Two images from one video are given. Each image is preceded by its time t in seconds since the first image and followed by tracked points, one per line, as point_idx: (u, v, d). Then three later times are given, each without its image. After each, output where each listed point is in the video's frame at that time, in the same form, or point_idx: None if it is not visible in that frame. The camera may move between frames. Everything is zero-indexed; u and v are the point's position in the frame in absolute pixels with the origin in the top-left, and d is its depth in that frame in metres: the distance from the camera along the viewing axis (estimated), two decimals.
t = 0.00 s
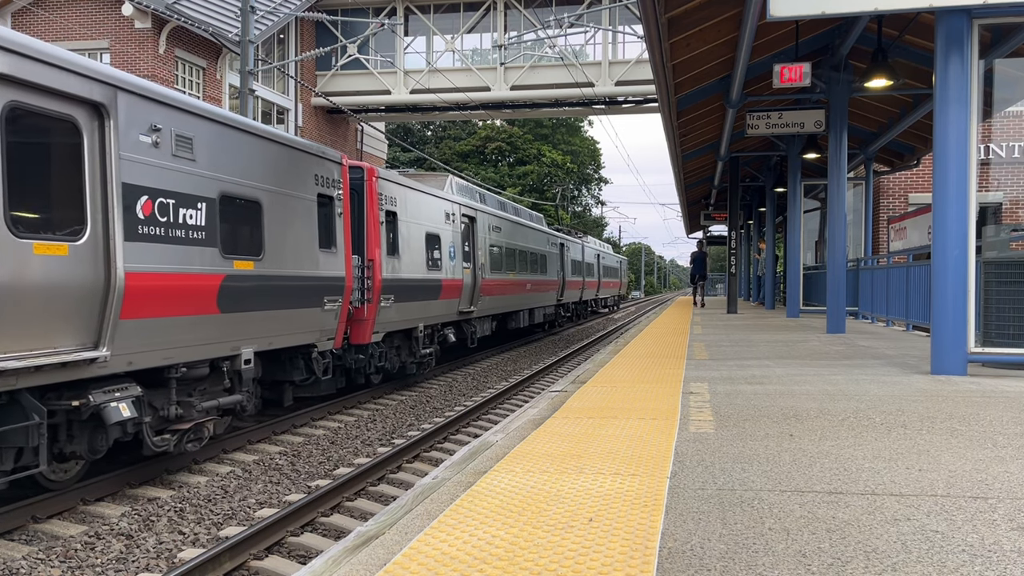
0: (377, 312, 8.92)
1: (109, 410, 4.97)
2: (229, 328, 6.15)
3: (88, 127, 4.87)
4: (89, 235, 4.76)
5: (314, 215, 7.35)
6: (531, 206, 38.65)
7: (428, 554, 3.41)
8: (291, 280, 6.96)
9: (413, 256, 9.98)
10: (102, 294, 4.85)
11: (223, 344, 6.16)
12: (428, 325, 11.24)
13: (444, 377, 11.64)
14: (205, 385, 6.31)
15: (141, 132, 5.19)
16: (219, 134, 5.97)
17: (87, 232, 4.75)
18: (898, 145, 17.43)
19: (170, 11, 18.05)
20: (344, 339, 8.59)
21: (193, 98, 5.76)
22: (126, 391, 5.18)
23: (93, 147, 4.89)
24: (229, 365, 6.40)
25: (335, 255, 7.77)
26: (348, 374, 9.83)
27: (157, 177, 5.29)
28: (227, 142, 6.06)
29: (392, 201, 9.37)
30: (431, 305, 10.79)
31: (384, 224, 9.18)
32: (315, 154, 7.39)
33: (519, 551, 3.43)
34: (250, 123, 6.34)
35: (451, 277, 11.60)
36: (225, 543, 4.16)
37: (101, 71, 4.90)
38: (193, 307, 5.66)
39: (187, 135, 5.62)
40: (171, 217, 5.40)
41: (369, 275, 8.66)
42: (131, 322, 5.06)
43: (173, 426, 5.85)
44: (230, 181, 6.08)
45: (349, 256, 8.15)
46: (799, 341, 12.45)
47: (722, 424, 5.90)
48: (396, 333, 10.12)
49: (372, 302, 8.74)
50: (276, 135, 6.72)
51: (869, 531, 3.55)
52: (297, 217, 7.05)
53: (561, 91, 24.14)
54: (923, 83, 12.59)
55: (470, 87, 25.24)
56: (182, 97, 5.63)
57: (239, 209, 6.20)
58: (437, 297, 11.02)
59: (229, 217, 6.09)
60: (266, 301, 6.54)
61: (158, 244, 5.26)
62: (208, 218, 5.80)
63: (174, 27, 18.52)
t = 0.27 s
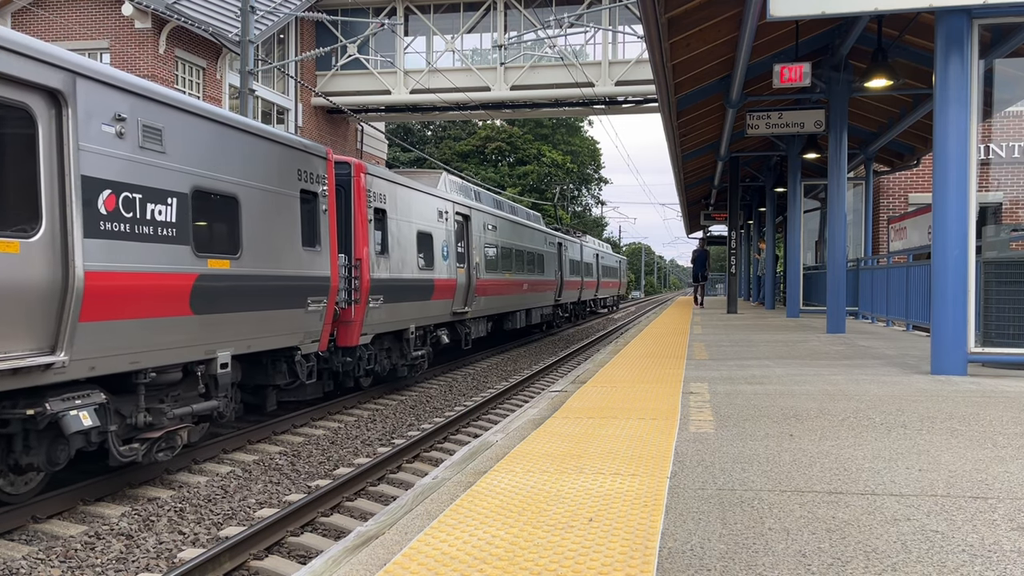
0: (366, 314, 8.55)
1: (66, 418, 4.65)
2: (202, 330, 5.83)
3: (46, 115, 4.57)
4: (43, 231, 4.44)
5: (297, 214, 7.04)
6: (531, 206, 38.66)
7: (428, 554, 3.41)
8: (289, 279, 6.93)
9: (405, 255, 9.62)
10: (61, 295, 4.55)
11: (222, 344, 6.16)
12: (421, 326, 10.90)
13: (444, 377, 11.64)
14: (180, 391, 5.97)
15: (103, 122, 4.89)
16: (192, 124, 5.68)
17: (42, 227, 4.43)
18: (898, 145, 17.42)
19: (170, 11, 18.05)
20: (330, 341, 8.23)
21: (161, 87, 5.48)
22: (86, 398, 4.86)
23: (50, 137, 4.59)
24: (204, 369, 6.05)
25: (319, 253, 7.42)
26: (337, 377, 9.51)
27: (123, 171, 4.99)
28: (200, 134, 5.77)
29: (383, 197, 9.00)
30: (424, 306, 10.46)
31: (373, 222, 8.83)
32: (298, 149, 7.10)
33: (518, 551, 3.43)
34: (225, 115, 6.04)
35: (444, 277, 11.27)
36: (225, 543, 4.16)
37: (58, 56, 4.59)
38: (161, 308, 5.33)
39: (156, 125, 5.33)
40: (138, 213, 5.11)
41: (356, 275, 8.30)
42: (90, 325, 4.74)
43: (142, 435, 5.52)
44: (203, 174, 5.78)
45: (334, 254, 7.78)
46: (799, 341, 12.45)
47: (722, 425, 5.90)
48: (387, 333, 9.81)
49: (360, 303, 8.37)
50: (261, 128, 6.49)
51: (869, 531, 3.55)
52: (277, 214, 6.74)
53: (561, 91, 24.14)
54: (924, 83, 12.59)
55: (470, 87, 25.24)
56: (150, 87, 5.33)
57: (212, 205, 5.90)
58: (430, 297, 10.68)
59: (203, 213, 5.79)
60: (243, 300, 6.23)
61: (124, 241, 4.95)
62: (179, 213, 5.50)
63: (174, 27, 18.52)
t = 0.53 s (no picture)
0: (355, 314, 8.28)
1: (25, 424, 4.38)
2: (178, 333, 5.53)
3: None
4: None
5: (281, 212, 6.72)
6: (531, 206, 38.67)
7: (428, 554, 3.41)
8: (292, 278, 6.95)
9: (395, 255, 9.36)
10: (17, 295, 4.23)
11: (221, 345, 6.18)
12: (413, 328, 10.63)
13: (444, 377, 11.63)
14: (152, 397, 5.67)
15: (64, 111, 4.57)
16: (163, 115, 5.37)
17: None
18: (898, 145, 17.43)
19: (170, 11, 18.05)
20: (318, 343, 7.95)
21: (130, 75, 5.16)
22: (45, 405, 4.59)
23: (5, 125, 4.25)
24: (178, 374, 5.75)
25: (305, 252, 7.10)
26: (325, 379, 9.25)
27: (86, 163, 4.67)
28: (172, 125, 5.45)
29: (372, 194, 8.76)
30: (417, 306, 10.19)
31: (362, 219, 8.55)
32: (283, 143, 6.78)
33: (519, 551, 3.42)
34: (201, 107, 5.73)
35: (438, 277, 11.01)
36: (225, 543, 4.16)
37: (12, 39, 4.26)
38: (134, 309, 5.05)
39: (124, 115, 5.02)
40: (104, 208, 4.79)
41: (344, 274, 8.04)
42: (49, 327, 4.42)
43: (110, 443, 5.24)
44: (176, 168, 5.46)
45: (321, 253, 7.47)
46: (799, 341, 12.45)
47: (722, 425, 5.91)
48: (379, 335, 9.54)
49: (348, 304, 8.11)
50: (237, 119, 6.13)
51: (869, 530, 3.55)
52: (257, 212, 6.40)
53: (561, 91, 24.14)
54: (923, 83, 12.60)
55: (470, 87, 25.24)
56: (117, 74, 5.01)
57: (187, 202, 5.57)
58: (423, 298, 10.40)
59: (176, 209, 5.47)
60: (217, 303, 5.89)
61: (86, 239, 4.62)
62: (150, 209, 5.19)
63: (174, 27, 18.52)
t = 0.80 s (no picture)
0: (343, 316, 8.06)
1: None
2: (158, 334, 5.42)
3: None
4: None
5: (262, 208, 6.54)
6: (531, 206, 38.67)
7: (428, 554, 3.41)
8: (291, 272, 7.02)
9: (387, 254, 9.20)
10: None
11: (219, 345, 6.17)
12: (406, 329, 10.42)
13: (444, 377, 11.63)
14: (126, 402, 5.46)
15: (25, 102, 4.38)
16: (133, 106, 5.19)
17: None
18: (898, 145, 17.42)
19: (170, 11, 18.05)
20: (304, 345, 7.73)
21: (97, 64, 4.98)
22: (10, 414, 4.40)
23: None
24: (153, 378, 5.57)
25: (289, 250, 6.94)
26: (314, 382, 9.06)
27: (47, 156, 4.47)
28: (143, 116, 5.27)
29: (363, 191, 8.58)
30: (409, 307, 9.98)
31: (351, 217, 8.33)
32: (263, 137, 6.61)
33: (518, 551, 3.43)
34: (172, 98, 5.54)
35: (431, 277, 10.81)
36: (225, 543, 4.16)
37: None
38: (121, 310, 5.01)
39: (90, 106, 4.83)
40: (71, 204, 4.59)
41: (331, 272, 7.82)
42: (33, 330, 4.39)
43: (79, 452, 5.02)
44: (147, 162, 5.27)
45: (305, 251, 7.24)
46: (799, 341, 12.46)
47: (722, 424, 5.91)
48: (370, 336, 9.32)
49: (337, 305, 7.89)
50: (212, 112, 5.96)
51: (869, 530, 3.55)
52: (236, 208, 6.22)
53: (561, 91, 24.15)
54: (923, 83, 12.60)
55: (470, 87, 25.24)
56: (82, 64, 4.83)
57: (160, 197, 5.38)
58: (416, 298, 10.20)
59: (149, 204, 5.28)
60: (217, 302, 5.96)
61: (49, 236, 4.42)
62: (120, 205, 4.99)
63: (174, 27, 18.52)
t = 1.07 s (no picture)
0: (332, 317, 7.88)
1: None
2: (156, 333, 5.42)
3: None
4: None
5: (245, 205, 6.34)
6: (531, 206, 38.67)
7: (428, 554, 3.41)
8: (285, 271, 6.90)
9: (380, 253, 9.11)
10: None
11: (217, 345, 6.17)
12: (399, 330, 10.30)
13: (444, 377, 11.64)
14: (99, 408, 5.25)
15: None
16: (107, 98, 4.98)
17: None
18: (898, 145, 17.42)
19: (170, 11, 18.04)
20: (292, 346, 7.58)
21: (64, 51, 4.72)
22: None
23: None
24: (129, 382, 5.36)
25: (276, 249, 6.75)
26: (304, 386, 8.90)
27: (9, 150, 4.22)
28: (119, 109, 5.06)
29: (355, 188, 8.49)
30: (403, 308, 9.89)
31: (341, 215, 8.17)
32: (247, 131, 6.40)
33: (518, 551, 3.43)
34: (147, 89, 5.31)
35: (425, 277, 10.71)
36: (225, 543, 4.16)
37: None
38: (122, 309, 5.04)
39: (58, 97, 4.60)
40: (37, 199, 4.36)
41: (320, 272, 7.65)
42: (34, 329, 4.39)
43: (47, 460, 4.79)
44: (120, 156, 5.05)
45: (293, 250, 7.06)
46: (799, 341, 12.46)
47: (722, 425, 5.91)
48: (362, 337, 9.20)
49: (326, 305, 7.71)
50: (192, 104, 5.74)
51: (869, 530, 3.55)
52: (217, 204, 6.02)
53: (561, 91, 24.14)
54: (923, 83, 12.60)
55: (470, 87, 25.24)
56: (49, 52, 4.59)
57: (132, 192, 5.16)
58: (409, 298, 10.11)
59: (121, 200, 5.07)
60: (214, 302, 5.96)
61: (11, 234, 4.18)
62: (89, 201, 4.77)
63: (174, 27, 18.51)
